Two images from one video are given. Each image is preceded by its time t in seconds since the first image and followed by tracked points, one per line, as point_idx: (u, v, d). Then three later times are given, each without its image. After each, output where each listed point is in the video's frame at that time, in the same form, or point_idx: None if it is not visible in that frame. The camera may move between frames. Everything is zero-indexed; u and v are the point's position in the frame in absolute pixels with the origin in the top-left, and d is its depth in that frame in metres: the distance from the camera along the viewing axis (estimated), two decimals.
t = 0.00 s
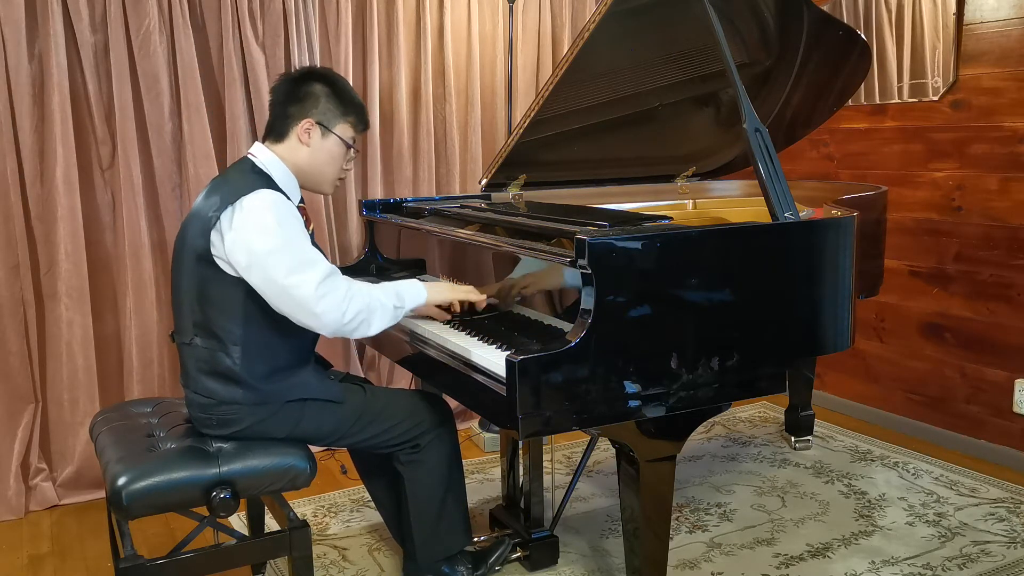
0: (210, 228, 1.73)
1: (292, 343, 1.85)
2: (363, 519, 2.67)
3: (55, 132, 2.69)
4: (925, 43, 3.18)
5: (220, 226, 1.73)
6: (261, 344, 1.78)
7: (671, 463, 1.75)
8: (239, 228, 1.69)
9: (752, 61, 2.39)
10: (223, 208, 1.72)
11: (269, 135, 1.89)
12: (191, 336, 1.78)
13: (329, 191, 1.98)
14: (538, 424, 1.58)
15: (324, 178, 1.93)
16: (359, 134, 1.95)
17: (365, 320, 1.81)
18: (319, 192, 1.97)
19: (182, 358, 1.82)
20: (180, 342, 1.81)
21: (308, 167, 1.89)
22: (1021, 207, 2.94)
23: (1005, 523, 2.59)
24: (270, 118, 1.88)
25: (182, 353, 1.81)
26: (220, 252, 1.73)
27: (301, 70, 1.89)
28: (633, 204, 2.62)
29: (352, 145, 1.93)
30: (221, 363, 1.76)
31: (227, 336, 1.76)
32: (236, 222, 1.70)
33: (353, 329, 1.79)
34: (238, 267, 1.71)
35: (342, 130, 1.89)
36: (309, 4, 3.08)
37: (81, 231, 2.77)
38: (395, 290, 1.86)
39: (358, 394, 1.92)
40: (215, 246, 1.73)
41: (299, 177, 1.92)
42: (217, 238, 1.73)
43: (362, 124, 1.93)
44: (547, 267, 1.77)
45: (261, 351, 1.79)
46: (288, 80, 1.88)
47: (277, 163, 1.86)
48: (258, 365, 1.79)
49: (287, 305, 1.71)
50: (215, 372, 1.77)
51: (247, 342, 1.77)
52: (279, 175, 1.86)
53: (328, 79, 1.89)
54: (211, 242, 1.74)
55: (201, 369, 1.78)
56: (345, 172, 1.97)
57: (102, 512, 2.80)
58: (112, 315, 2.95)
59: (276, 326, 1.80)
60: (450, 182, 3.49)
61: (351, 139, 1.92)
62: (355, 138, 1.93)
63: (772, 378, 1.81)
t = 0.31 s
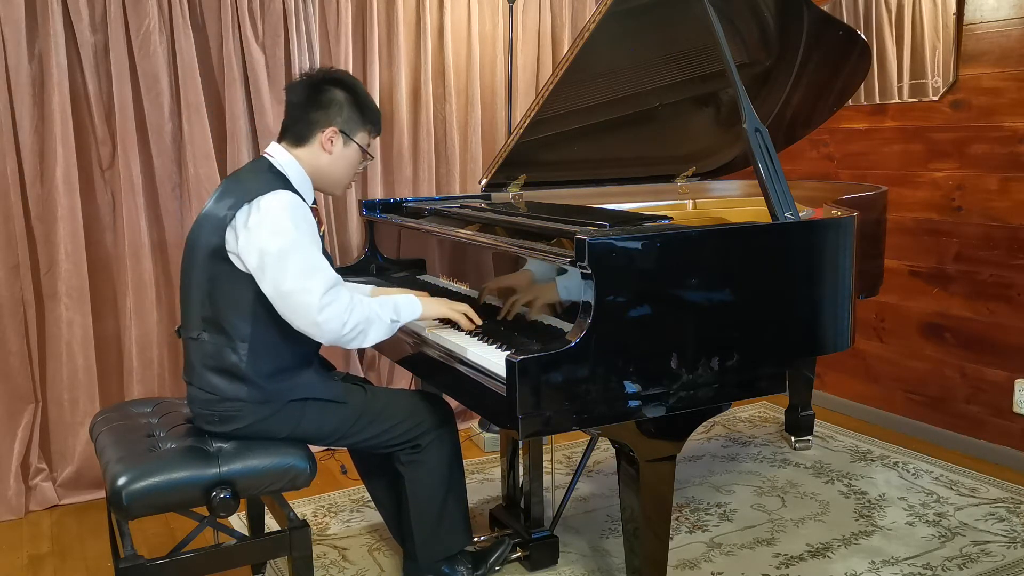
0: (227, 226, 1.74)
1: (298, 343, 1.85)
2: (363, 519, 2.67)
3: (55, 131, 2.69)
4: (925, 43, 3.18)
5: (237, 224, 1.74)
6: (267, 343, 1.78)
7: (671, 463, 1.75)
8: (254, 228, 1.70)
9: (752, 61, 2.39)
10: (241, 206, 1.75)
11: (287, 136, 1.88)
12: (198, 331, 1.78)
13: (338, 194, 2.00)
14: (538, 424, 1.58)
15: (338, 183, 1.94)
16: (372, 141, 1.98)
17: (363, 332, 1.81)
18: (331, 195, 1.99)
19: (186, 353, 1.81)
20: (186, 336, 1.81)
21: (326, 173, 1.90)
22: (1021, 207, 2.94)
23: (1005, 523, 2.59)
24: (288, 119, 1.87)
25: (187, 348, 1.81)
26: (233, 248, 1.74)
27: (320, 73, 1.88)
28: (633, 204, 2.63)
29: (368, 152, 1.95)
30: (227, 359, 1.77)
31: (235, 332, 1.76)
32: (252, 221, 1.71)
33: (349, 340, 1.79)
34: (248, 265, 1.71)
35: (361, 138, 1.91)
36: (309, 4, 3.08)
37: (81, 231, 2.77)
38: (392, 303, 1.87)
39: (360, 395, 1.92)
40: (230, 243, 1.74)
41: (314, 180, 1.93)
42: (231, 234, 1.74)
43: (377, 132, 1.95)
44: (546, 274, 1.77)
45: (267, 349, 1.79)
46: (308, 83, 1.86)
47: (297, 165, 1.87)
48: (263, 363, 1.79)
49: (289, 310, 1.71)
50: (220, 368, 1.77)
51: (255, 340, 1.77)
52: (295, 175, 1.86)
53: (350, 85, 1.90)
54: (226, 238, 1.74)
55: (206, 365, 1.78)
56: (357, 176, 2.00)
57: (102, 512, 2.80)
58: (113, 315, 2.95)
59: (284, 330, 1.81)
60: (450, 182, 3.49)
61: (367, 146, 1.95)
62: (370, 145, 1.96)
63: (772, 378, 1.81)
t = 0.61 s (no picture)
0: (239, 221, 1.75)
1: (303, 342, 1.85)
2: (363, 519, 2.67)
3: (55, 131, 2.69)
4: (925, 42, 3.18)
5: (248, 218, 1.74)
6: (272, 341, 1.78)
7: (671, 463, 1.75)
8: (265, 221, 1.71)
9: (752, 61, 2.39)
10: (254, 201, 1.75)
11: (293, 133, 1.88)
12: (204, 325, 1.78)
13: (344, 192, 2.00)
14: (538, 424, 1.58)
15: (343, 181, 1.95)
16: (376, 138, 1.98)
17: (364, 329, 1.81)
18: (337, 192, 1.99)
19: (191, 348, 1.82)
20: (191, 331, 1.81)
21: (331, 171, 1.91)
22: (1021, 207, 2.94)
23: (1005, 523, 2.59)
24: (294, 117, 1.88)
25: (192, 343, 1.81)
26: (243, 243, 1.74)
27: (325, 71, 1.89)
28: (633, 204, 2.63)
29: (372, 149, 1.95)
30: (232, 355, 1.77)
31: (242, 328, 1.76)
32: (263, 215, 1.72)
33: (349, 338, 1.79)
34: (257, 259, 1.72)
35: (365, 135, 1.92)
36: (309, 4, 3.08)
37: (81, 231, 2.77)
38: (393, 304, 1.86)
39: (363, 395, 1.92)
40: (241, 239, 1.74)
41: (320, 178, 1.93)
42: (244, 231, 1.74)
43: (380, 129, 1.96)
44: (545, 273, 1.77)
45: (271, 347, 1.79)
46: (312, 81, 1.86)
47: (303, 162, 1.87)
48: (268, 360, 1.79)
49: (292, 305, 1.72)
50: (225, 363, 1.78)
51: (261, 337, 1.77)
52: (302, 172, 1.87)
53: (354, 83, 1.90)
54: (238, 234, 1.75)
55: (212, 360, 1.78)
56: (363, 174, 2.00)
57: (102, 512, 2.80)
58: (113, 315, 2.95)
59: (289, 329, 1.81)
60: (450, 182, 3.49)
61: (371, 142, 1.95)
62: (374, 143, 1.96)
63: (772, 378, 1.81)
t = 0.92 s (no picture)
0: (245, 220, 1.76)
1: (304, 342, 1.85)
2: (364, 519, 2.67)
3: (55, 131, 2.69)
4: (925, 42, 3.18)
5: (254, 216, 1.75)
6: (274, 339, 1.79)
7: (671, 463, 1.75)
8: (270, 221, 1.72)
9: (752, 61, 2.39)
10: (259, 200, 1.76)
11: (302, 137, 1.90)
12: (206, 324, 1.78)
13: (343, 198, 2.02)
14: (538, 424, 1.58)
15: (345, 188, 1.97)
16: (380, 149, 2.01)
17: (363, 330, 1.82)
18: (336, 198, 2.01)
19: (192, 348, 1.82)
20: (191, 331, 1.81)
21: (335, 177, 1.93)
22: (1021, 207, 2.94)
23: (1005, 523, 2.59)
24: (303, 121, 1.89)
25: (193, 342, 1.81)
26: (248, 241, 1.75)
27: (340, 81, 1.92)
28: (633, 204, 2.63)
29: (376, 160, 1.99)
30: (234, 354, 1.77)
31: (245, 326, 1.77)
32: (268, 214, 1.73)
33: (349, 337, 1.80)
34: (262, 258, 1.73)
35: (372, 146, 1.95)
36: (309, 4, 3.08)
37: (81, 231, 2.77)
38: (391, 303, 1.87)
39: (363, 394, 1.92)
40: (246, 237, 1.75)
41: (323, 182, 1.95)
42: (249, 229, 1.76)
43: (385, 142, 1.99)
44: (543, 272, 1.77)
45: (273, 346, 1.79)
46: (325, 88, 1.89)
47: (309, 165, 1.88)
48: (269, 359, 1.79)
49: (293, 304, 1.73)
50: (226, 362, 1.78)
51: (264, 336, 1.78)
52: (306, 173, 1.88)
53: (366, 96, 1.94)
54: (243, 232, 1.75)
55: (214, 359, 1.78)
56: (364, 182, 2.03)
57: (102, 512, 2.80)
58: (112, 315, 2.95)
59: (291, 328, 1.82)
60: (450, 182, 3.49)
61: (376, 154, 1.98)
62: (378, 153, 1.99)
63: (772, 378, 1.81)
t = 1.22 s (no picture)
0: (232, 223, 1.73)
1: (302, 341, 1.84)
2: (364, 519, 2.67)
3: (55, 131, 2.69)
4: (925, 42, 3.18)
5: (241, 220, 1.73)
6: (270, 342, 1.78)
7: (671, 463, 1.75)
8: (255, 225, 1.70)
9: (752, 61, 2.39)
10: (247, 203, 1.74)
11: (285, 134, 1.88)
12: (201, 330, 1.78)
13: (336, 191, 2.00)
14: (538, 424, 1.58)
15: (335, 181, 1.94)
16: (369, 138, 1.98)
17: (347, 335, 1.79)
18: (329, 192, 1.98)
19: (189, 353, 1.82)
20: (188, 337, 1.81)
21: (324, 171, 1.90)
22: (1021, 207, 2.94)
23: (1005, 523, 2.59)
24: (285, 118, 1.87)
25: (190, 348, 1.81)
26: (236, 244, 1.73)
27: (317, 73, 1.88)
28: (633, 204, 2.63)
29: (365, 150, 1.95)
30: (230, 358, 1.77)
31: (239, 331, 1.76)
32: (255, 218, 1.71)
33: (333, 343, 1.77)
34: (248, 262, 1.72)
35: (359, 135, 1.91)
36: (309, 4, 3.08)
37: (81, 231, 2.77)
38: (376, 306, 1.86)
39: (363, 394, 1.92)
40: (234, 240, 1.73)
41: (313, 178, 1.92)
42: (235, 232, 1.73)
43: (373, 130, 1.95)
44: (543, 271, 1.77)
45: (269, 348, 1.78)
46: (305, 82, 1.86)
47: (295, 163, 1.86)
48: (265, 362, 1.78)
49: (276, 309, 1.71)
50: (223, 367, 1.77)
51: (258, 339, 1.77)
52: (293, 173, 1.86)
53: (348, 84, 1.90)
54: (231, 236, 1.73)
55: (210, 364, 1.78)
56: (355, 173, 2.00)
57: (102, 512, 2.80)
58: (112, 315, 2.95)
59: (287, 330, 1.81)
60: (450, 182, 3.49)
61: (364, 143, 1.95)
62: (367, 143, 1.95)
63: (772, 378, 1.81)
